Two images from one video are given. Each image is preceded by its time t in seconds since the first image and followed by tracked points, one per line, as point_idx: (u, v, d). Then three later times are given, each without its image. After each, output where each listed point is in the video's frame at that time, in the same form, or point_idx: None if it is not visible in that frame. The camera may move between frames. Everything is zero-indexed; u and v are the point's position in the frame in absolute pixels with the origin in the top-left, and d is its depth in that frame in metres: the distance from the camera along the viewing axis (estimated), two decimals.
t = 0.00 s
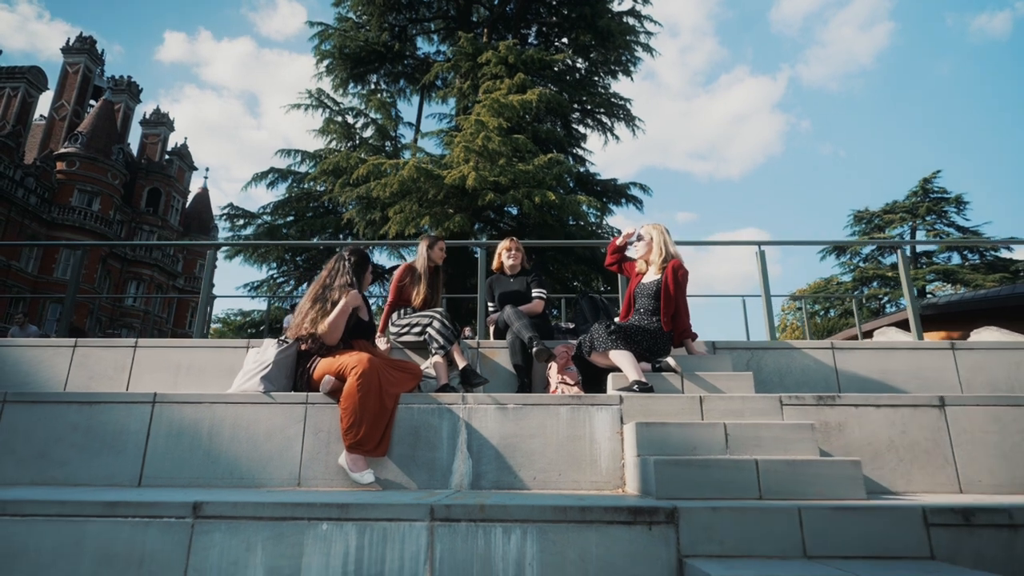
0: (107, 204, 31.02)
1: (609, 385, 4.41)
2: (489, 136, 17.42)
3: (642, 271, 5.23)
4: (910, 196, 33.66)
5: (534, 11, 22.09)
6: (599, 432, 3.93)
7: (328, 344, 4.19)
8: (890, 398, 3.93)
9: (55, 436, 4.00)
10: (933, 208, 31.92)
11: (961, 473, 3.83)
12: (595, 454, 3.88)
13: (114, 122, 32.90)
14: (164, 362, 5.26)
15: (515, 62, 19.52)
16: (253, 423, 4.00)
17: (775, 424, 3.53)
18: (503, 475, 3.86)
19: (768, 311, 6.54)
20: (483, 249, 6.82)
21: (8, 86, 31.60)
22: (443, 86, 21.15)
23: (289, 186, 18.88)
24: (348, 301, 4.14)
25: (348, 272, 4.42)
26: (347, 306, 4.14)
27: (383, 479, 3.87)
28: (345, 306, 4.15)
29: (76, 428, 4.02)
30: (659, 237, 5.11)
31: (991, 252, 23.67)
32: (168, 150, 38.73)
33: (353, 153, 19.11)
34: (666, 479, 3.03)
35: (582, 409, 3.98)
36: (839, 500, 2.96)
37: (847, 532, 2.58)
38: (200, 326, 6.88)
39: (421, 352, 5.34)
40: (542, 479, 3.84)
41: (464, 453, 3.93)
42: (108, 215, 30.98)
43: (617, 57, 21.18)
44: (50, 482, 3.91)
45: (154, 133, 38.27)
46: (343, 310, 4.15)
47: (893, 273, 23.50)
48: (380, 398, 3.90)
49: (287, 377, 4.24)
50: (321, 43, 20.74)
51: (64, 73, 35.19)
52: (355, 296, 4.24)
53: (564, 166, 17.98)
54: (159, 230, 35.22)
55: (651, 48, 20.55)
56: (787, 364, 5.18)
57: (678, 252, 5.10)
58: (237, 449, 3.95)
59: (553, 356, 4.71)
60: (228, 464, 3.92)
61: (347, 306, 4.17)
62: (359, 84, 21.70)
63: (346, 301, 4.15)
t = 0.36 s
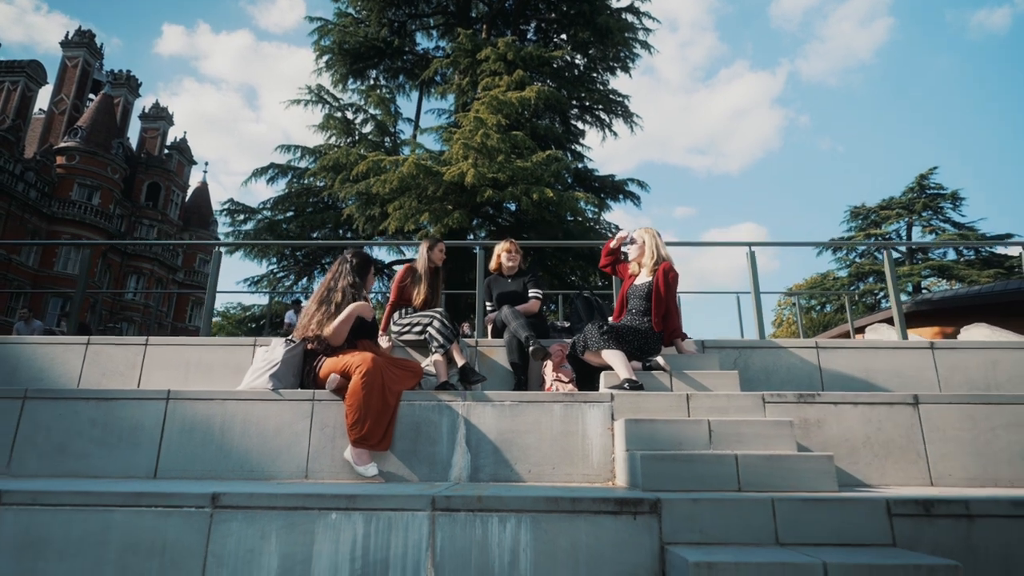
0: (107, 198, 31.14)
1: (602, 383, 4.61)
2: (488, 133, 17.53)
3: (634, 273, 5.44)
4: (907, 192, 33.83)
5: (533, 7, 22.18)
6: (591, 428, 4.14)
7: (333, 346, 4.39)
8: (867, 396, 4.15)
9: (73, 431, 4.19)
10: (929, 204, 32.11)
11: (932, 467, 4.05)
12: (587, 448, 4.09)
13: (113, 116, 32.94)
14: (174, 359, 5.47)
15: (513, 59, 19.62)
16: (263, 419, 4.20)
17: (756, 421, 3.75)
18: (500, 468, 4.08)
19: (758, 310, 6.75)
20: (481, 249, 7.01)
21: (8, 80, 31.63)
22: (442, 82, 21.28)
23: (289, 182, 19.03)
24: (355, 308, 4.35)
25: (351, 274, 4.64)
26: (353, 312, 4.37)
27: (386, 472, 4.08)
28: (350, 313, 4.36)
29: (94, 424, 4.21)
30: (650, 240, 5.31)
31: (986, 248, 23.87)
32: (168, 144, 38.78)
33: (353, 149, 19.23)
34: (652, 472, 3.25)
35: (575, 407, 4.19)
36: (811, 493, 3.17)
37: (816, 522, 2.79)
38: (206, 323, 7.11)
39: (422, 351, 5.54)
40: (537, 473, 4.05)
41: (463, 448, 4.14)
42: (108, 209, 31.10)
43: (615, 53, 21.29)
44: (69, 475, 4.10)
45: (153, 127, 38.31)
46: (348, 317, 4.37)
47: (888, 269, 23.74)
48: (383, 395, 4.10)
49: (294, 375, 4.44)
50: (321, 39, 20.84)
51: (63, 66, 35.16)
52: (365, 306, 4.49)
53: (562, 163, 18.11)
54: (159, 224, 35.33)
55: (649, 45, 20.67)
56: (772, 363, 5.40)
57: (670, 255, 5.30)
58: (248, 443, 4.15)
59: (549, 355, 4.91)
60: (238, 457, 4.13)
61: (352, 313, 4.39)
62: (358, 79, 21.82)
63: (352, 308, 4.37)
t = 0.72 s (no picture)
0: (107, 193, 31.25)
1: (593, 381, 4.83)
2: (486, 130, 17.66)
3: (627, 275, 5.64)
4: (903, 188, 34.02)
5: (533, 4, 22.25)
6: (583, 424, 4.35)
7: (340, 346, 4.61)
8: (845, 395, 4.37)
9: (90, 427, 4.40)
10: (925, 200, 32.30)
11: (906, 462, 4.27)
12: (579, 444, 4.30)
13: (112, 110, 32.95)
14: (183, 357, 5.67)
15: (512, 55, 19.73)
16: (271, 415, 4.41)
17: (738, 419, 3.97)
18: (496, 463, 4.29)
19: (747, 310, 6.98)
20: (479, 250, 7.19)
21: (7, 74, 31.62)
22: (441, 79, 21.38)
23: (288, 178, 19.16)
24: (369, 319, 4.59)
25: (351, 276, 4.89)
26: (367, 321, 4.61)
27: (388, 466, 4.29)
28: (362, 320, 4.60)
29: (109, 420, 4.41)
30: (643, 244, 5.52)
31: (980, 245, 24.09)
32: (167, 139, 38.80)
33: (352, 145, 19.36)
34: (639, 467, 3.46)
35: (568, 404, 4.40)
36: (788, 487, 3.39)
37: (790, 513, 3.00)
38: (212, 321, 7.34)
39: (422, 349, 5.74)
40: (531, 467, 4.27)
41: (461, 443, 4.35)
42: (108, 203, 31.23)
43: (613, 50, 21.42)
44: (86, 468, 4.30)
45: (152, 121, 38.32)
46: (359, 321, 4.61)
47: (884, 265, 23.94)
48: (385, 394, 4.30)
49: (300, 373, 4.65)
50: (320, 35, 20.92)
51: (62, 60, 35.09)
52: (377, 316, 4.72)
53: (560, 160, 18.24)
54: (159, 218, 35.45)
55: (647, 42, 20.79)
56: (759, 362, 5.62)
57: (661, 258, 5.51)
58: (257, 439, 4.36)
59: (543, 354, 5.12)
60: (248, 452, 4.33)
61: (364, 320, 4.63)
62: (358, 75, 21.92)
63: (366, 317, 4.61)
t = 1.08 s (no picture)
0: (106, 187, 31.32)
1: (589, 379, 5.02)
2: (485, 128, 17.76)
3: (622, 277, 5.83)
4: (900, 184, 34.19)
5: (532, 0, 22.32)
6: (579, 421, 4.54)
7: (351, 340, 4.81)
8: (829, 394, 4.58)
9: (106, 423, 4.58)
10: (922, 196, 32.47)
11: (886, 458, 4.47)
12: (575, 441, 4.50)
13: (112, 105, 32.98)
14: (192, 355, 5.85)
15: (511, 53, 19.82)
16: (280, 413, 4.59)
17: (726, 417, 4.16)
18: (495, 458, 4.49)
19: (739, 310, 7.18)
20: (479, 250, 7.37)
21: (6, 69, 31.61)
22: (440, 75, 21.48)
23: (288, 174, 19.28)
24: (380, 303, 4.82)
25: (355, 278, 5.04)
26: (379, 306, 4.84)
27: (391, 461, 4.50)
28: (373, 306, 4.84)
29: (124, 417, 4.60)
30: (637, 247, 5.71)
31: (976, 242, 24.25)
32: (166, 133, 38.83)
33: (352, 142, 19.45)
34: (631, 463, 3.65)
35: (564, 403, 4.59)
36: (770, 481, 3.59)
37: (771, 506, 3.20)
38: (218, 319, 7.52)
39: (423, 348, 5.92)
40: (529, 463, 4.47)
41: (462, 440, 4.55)
42: (107, 198, 31.30)
43: (612, 48, 21.53)
44: (102, 463, 4.49)
45: (151, 116, 38.36)
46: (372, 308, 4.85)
47: (880, 261, 24.09)
48: (389, 392, 4.49)
49: (307, 372, 4.83)
50: (320, 31, 20.98)
51: (61, 55, 35.09)
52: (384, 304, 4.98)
53: (558, 157, 18.36)
54: (159, 213, 35.54)
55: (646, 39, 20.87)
56: (749, 361, 5.82)
57: (655, 261, 5.69)
58: (266, 435, 4.54)
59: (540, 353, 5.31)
60: (257, 448, 4.52)
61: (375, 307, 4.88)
62: (357, 71, 22.02)
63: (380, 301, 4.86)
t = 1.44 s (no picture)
0: (106, 183, 31.40)
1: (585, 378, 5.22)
2: (484, 126, 17.86)
3: (617, 279, 6.03)
4: (897, 181, 34.38)
5: None
6: (576, 419, 4.75)
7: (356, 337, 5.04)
8: (815, 393, 4.78)
9: (122, 420, 4.78)
10: (919, 194, 32.64)
11: (869, 455, 4.68)
12: (572, 437, 4.71)
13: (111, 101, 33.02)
14: (202, 354, 6.05)
15: (510, 51, 19.91)
16: (288, 410, 4.79)
17: (716, 415, 4.37)
18: (496, 454, 4.70)
19: (732, 310, 7.38)
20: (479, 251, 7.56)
21: (6, 65, 31.66)
22: (439, 73, 21.59)
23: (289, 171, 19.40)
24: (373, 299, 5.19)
25: (362, 280, 5.21)
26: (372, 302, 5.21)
27: (396, 458, 4.69)
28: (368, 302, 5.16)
29: (140, 414, 4.79)
30: (633, 250, 5.90)
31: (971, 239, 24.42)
32: (165, 129, 38.88)
33: (352, 139, 19.52)
34: (624, 459, 3.86)
35: (561, 401, 4.80)
36: (756, 476, 3.80)
37: (755, 500, 3.41)
38: (225, 319, 7.71)
39: (426, 347, 6.12)
40: (528, 459, 4.67)
41: (464, 436, 4.75)
42: (107, 194, 31.40)
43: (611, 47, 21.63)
44: (119, 458, 4.69)
45: (150, 112, 38.42)
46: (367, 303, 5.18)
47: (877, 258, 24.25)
48: (394, 390, 4.69)
49: (314, 371, 5.03)
50: (320, 28, 21.07)
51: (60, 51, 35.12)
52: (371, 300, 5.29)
53: (557, 155, 18.47)
54: (159, 209, 35.63)
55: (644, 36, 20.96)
56: (740, 361, 6.03)
57: (650, 263, 5.89)
58: (276, 432, 4.75)
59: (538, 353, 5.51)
60: (268, 444, 4.72)
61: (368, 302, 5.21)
62: (357, 69, 22.12)
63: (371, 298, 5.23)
